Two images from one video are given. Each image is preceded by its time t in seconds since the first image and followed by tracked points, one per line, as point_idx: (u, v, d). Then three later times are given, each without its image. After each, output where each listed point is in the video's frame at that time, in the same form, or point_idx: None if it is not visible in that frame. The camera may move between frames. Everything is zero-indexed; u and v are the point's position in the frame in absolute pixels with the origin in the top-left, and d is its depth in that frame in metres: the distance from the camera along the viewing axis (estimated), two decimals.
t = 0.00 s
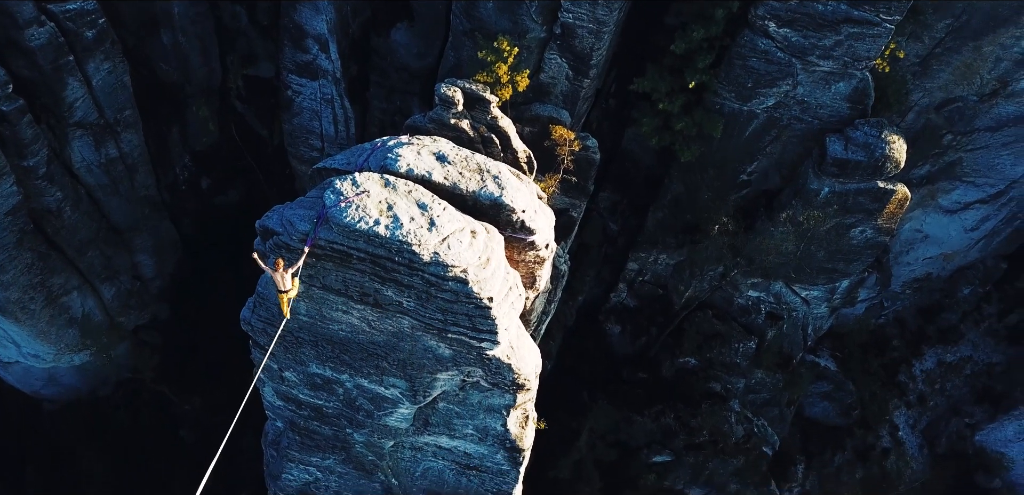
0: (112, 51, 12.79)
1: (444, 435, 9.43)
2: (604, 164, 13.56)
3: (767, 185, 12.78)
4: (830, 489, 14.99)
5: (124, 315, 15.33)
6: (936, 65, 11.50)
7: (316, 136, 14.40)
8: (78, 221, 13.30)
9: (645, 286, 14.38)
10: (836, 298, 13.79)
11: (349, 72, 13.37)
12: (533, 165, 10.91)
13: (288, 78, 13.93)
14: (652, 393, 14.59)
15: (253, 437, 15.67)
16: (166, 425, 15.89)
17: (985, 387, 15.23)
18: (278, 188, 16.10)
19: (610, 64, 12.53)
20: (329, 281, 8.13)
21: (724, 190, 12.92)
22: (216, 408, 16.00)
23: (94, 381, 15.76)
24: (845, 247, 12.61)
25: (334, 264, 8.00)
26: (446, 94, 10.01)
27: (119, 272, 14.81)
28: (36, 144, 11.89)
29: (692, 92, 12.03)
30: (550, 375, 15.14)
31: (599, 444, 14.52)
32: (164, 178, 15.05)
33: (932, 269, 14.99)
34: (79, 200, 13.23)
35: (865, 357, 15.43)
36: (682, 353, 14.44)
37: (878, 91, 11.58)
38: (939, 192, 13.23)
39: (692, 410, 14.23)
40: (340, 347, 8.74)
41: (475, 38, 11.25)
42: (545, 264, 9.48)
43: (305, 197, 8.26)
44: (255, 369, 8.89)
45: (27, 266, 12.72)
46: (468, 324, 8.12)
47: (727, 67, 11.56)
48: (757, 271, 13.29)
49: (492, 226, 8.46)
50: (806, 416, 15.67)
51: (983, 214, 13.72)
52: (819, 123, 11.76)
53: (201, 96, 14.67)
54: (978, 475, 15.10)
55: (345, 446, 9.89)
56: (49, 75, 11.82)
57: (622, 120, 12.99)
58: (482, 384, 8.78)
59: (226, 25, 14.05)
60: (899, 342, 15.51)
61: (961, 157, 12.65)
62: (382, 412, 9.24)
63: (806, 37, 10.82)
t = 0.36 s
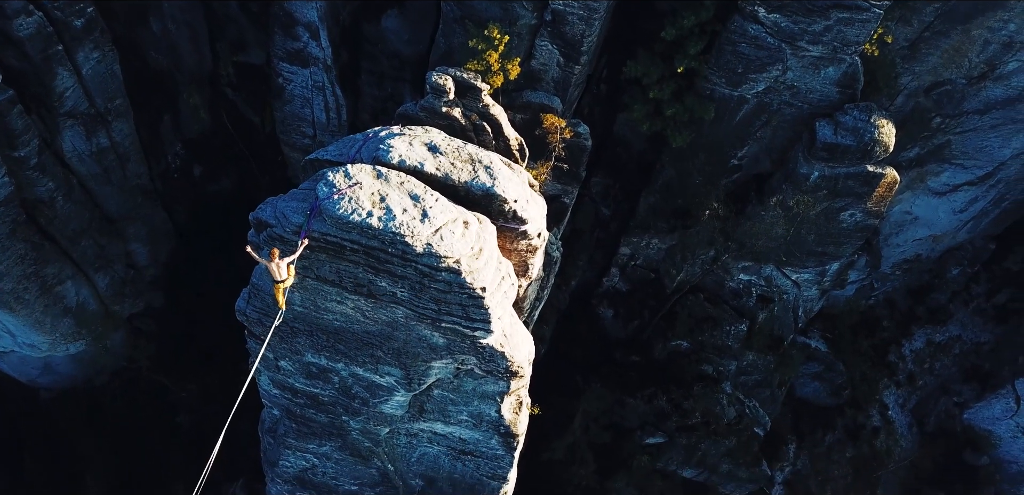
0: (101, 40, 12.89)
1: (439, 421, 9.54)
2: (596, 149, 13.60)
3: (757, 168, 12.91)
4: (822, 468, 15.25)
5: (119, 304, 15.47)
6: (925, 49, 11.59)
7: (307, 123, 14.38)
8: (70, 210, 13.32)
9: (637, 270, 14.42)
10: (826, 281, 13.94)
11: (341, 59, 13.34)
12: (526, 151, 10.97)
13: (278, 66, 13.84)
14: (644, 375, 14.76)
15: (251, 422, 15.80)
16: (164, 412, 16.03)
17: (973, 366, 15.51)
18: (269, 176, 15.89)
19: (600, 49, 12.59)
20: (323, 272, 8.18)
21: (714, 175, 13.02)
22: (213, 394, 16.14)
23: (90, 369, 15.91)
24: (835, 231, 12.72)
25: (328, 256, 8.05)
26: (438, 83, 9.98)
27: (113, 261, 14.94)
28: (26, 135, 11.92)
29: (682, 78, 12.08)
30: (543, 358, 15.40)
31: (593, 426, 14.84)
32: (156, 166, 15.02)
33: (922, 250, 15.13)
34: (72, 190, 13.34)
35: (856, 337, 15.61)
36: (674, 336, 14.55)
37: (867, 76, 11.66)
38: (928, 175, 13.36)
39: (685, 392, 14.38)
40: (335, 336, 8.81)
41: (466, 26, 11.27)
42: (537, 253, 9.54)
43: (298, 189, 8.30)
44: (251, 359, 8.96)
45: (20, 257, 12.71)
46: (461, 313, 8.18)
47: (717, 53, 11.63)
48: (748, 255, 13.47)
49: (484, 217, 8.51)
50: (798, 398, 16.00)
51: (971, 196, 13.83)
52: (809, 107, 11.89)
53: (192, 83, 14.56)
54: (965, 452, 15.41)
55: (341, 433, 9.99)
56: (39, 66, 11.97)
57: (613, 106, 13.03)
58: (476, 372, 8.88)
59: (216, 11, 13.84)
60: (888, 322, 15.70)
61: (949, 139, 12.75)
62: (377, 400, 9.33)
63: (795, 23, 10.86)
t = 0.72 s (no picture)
0: (90, 28, 12.91)
1: (434, 408, 9.66)
2: (588, 134, 13.65)
3: (748, 152, 12.95)
4: (812, 447, 15.51)
5: (113, 292, 15.41)
6: (914, 32, 11.65)
7: (299, 111, 14.42)
8: (62, 201, 13.41)
9: (629, 254, 14.53)
10: (817, 263, 14.08)
11: (332, 47, 13.26)
12: (517, 139, 10.92)
13: (270, 53, 13.84)
14: (639, 358, 14.92)
15: (246, 408, 15.76)
16: (161, 400, 16.11)
17: (962, 346, 15.67)
18: (261, 162, 15.78)
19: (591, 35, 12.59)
20: (317, 263, 8.24)
21: (705, 161, 13.12)
22: (210, 381, 16.26)
23: (84, 358, 15.86)
24: (825, 214, 12.84)
25: (322, 247, 8.10)
26: (429, 71, 9.98)
27: (106, 250, 14.91)
28: (17, 125, 11.97)
29: (673, 64, 12.21)
30: (538, 343, 15.43)
31: (587, 409, 15.10)
32: (148, 152, 14.95)
33: (912, 231, 15.28)
34: (63, 180, 13.38)
35: (847, 318, 15.82)
36: (666, 319, 14.66)
37: (857, 60, 11.71)
38: (917, 157, 13.41)
39: (677, 374, 14.59)
40: (330, 326, 8.89)
41: (456, 13, 11.25)
42: (529, 242, 9.59)
43: (291, 181, 8.33)
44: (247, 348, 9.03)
45: (15, 246, 12.70)
46: (455, 303, 8.26)
47: (708, 38, 11.77)
48: (739, 239, 13.58)
49: (477, 207, 8.56)
50: (790, 379, 16.24)
51: (961, 178, 13.96)
52: (799, 92, 11.94)
53: (183, 71, 14.42)
54: (954, 430, 15.86)
55: (337, 421, 10.09)
56: (29, 55, 12.06)
57: (605, 92, 13.08)
58: (470, 359, 8.98)
59: None
60: (879, 303, 15.86)
61: (939, 122, 12.83)
62: (373, 388, 9.43)
63: (785, 7, 11.04)
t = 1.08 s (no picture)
0: (81, 17, 12.96)
1: (430, 395, 9.78)
2: (581, 119, 13.60)
3: (740, 137, 13.07)
4: (805, 427, 15.68)
5: (109, 281, 15.46)
6: (905, 16, 11.73)
7: (292, 98, 14.35)
8: (55, 190, 13.52)
9: (623, 239, 14.53)
10: (809, 246, 14.19)
11: (324, 35, 13.22)
12: (510, 126, 10.96)
13: (261, 41, 13.78)
14: (633, 342, 15.09)
15: (246, 394, 15.93)
16: (159, 387, 16.23)
17: (952, 325, 15.89)
18: (255, 149, 15.62)
19: (583, 20, 12.60)
20: (313, 254, 8.30)
21: (697, 146, 13.28)
22: (206, 369, 16.32)
23: (81, 346, 16.10)
24: (816, 198, 12.95)
25: (317, 239, 8.16)
26: (422, 59, 10.04)
27: (101, 239, 14.93)
28: (8, 116, 12.10)
29: (666, 50, 12.38)
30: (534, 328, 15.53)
31: (581, 391, 15.31)
32: (141, 141, 14.92)
33: (902, 213, 15.39)
34: (56, 168, 13.49)
35: (839, 299, 15.98)
36: (660, 302, 14.82)
37: (847, 45, 11.86)
38: (908, 139, 13.50)
39: (671, 357, 14.72)
40: (326, 316, 8.97)
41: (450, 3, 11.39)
42: (524, 230, 9.59)
43: (285, 173, 8.37)
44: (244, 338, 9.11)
45: (9, 236, 12.79)
46: (450, 292, 8.35)
47: (699, 24, 11.93)
48: (732, 223, 13.68)
49: (470, 197, 8.61)
50: (781, 359, 16.34)
51: (952, 159, 14.02)
52: (790, 77, 12.15)
53: (175, 59, 14.37)
54: (944, 409, 16.24)
55: (334, 408, 10.19)
56: (18, 45, 12.08)
57: (597, 78, 13.08)
58: (465, 347, 9.09)
59: None
60: (871, 284, 16.02)
61: (929, 105, 12.90)
62: (370, 375, 9.53)
63: None
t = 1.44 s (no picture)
0: (71, 6, 13.03)
1: (427, 381, 9.89)
2: (574, 105, 13.73)
3: (731, 122, 13.27)
4: (797, 408, 15.99)
5: (104, 269, 15.54)
6: None
7: (285, 86, 14.26)
8: (49, 180, 13.62)
9: (616, 224, 14.66)
10: (800, 229, 14.36)
11: (316, 23, 13.18)
12: (503, 114, 10.94)
13: (253, 28, 13.70)
14: (627, 325, 15.23)
15: (244, 380, 16.06)
16: (156, 374, 16.32)
17: (943, 305, 16.09)
18: (247, 135, 15.53)
19: (576, 7, 12.75)
20: (309, 245, 8.36)
21: (690, 130, 13.43)
22: (203, 356, 16.43)
23: (78, 335, 16.11)
24: (808, 182, 13.07)
25: (312, 230, 8.22)
26: (414, 48, 10.03)
27: (95, 228, 15.04)
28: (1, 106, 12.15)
29: (658, 36, 12.43)
30: (530, 312, 15.56)
31: (576, 375, 15.46)
32: (134, 130, 14.97)
33: (894, 195, 15.53)
34: (50, 158, 13.57)
35: (830, 281, 16.20)
36: (653, 286, 14.96)
37: (838, 30, 11.94)
38: (899, 122, 13.56)
39: (664, 340, 14.90)
40: (322, 305, 9.05)
41: None
42: (517, 219, 9.66)
43: (280, 164, 8.43)
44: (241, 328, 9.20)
45: (3, 226, 12.86)
46: (445, 282, 8.41)
47: (691, 10, 12.09)
48: (725, 207, 13.79)
49: (464, 187, 8.65)
50: (774, 340, 16.50)
51: (942, 141, 14.13)
52: (781, 61, 12.26)
53: (166, 47, 14.41)
54: (935, 388, 16.45)
55: (332, 395, 10.30)
56: (8, 34, 12.11)
57: (590, 63, 13.20)
58: (461, 335, 9.18)
59: None
60: (861, 266, 16.24)
61: (920, 88, 12.96)
62: (366, 363, 9.63)
63: None
